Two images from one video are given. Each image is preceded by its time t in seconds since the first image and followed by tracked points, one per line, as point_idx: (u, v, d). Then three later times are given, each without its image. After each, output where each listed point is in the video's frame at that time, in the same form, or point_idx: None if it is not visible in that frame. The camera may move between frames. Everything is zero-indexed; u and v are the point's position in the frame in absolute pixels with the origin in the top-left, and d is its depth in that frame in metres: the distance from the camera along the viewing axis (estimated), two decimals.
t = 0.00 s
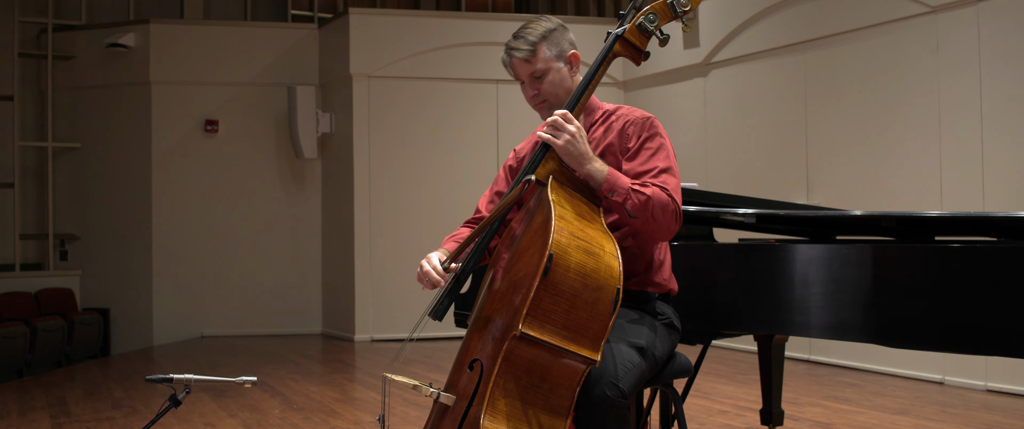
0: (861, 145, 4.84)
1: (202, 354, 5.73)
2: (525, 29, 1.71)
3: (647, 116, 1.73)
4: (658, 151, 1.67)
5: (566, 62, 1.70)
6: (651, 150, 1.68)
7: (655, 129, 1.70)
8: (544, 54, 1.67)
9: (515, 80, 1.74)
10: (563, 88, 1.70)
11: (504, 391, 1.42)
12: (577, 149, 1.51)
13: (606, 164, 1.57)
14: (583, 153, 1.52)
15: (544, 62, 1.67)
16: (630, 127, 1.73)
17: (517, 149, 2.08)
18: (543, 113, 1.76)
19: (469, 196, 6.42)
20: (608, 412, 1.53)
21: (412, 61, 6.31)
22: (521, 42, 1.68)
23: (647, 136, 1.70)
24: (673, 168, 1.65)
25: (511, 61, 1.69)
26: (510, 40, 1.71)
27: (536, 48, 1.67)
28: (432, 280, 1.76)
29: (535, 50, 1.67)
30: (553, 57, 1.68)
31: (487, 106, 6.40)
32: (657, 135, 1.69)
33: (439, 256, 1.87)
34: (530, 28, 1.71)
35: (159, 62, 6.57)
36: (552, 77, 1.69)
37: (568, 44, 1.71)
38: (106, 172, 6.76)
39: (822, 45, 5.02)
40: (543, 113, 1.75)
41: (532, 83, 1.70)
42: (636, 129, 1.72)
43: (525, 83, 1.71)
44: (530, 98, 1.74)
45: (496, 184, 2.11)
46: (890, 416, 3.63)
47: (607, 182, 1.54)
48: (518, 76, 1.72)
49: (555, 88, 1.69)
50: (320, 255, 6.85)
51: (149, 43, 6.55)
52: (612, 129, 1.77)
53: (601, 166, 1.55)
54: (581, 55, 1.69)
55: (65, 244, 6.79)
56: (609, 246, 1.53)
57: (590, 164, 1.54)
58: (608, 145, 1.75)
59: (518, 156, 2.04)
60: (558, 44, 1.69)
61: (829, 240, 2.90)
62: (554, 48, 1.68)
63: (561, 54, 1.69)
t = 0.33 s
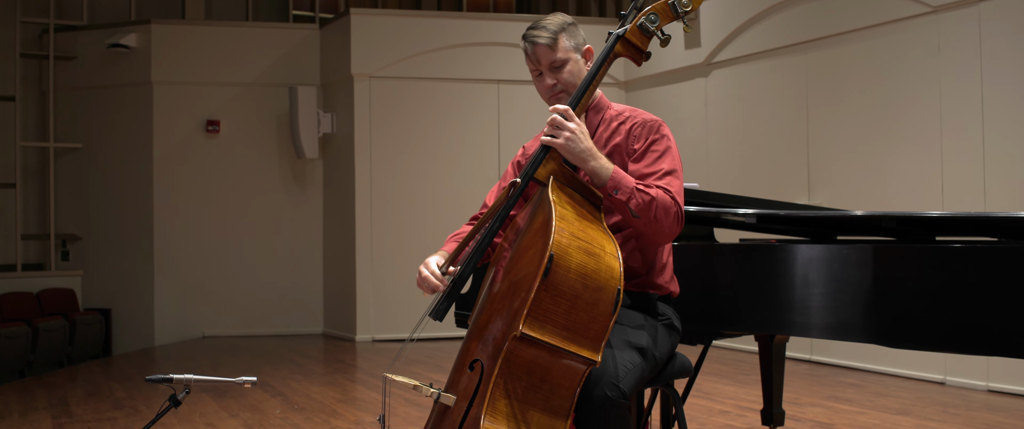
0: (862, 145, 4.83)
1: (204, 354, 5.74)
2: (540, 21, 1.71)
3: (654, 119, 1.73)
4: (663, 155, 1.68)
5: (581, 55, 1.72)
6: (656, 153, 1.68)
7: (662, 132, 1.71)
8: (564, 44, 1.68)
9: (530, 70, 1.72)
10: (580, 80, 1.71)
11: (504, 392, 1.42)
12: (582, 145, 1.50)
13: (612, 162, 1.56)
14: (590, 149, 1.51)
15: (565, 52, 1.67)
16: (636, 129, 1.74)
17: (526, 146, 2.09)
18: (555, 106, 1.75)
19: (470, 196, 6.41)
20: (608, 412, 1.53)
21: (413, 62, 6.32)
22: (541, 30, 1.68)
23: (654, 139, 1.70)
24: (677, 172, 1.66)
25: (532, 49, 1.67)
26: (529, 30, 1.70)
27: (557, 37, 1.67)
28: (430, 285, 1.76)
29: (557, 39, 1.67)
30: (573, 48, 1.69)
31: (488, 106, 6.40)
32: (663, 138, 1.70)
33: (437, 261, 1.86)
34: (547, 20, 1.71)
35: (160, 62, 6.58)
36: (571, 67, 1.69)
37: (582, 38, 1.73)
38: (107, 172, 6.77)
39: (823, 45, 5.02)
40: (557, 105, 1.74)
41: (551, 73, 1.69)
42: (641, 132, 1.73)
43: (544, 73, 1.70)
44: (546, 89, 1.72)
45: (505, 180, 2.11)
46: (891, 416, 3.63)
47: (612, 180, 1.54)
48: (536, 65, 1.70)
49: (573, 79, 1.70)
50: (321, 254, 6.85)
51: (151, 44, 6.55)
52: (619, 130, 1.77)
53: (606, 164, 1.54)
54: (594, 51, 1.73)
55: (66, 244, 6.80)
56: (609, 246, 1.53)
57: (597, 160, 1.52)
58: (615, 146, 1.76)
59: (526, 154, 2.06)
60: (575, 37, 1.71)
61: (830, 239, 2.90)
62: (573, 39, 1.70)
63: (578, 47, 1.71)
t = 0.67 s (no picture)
0: (864, 144, 4.83)
1: (205, 355, 5.75)
2: (547, 21, 1.71)
3: (656, 115, 1.74)
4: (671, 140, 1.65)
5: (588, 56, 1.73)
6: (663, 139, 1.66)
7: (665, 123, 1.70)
8: (573, 43, 1.68)
9: (539, 69, 1.71)
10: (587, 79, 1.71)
11: (504, 392, 1.42)
12: (592, 120, 1.47)
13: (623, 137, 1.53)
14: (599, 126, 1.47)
15: (573, 51, 1.68)
16: (639, 125, 1.74)
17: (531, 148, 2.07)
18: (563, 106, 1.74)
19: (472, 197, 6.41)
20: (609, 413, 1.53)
21: (415, 62, 6.32)
22: (550, 29, 1.68)
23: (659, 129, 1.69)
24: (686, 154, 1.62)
25: (542, 48, 1.67)
26: (537, 30, 1.69)
27: (566, 35, 1.67)
28: (430, 291, 1.78)
29: (566, 37, 1.67)
30: (580, 48, 1.70)
31: (489, 106, 6.40)
32: (669, 127, 1.69)
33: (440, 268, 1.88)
34: (553, 20, 1.71)
35: (161, 63, 6.58)
36: (579, 66, 1.69)
37: (587, 39, 1.74)
38: (109, 173, 6.78)
39: (825, 45, 5.01)
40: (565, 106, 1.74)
41: (560, 72, 1.69)
42: (645, 127, 1.73)
43: (553, 71, 1.69)
44: (554, 89, 1.72)
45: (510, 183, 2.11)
46: (892, 416, 3.62)
47: (624, 153, 1.50)
48: (544, 64, 1.69)
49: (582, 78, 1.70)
50: (322, 255, 6.86)
51: (152, 44, 6.56)
52: (621, 130, 1.77)
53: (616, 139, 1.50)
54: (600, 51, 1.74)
55: (68, 244, 6.82)
56: (610, 246, 1.53)
57: (607, 136, 1.48)
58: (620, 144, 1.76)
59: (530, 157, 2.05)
60: (582, 37, 1.72)
61: (831, 240, 2.90)
62: (581, 39, 1.70)
63: (584, 47, 1.72)
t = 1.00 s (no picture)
0: (865, 145, 4.82)
1: (207, 355, 5.76)
2: (525, 33, 1.71)
3: (648, 111, 1.75)
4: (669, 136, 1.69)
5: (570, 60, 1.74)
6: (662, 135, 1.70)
7: (655, 117, 1.73)
8: (556, 51, 1.68)
9: (526, 83, 1.71)
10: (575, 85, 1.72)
11: (504, 392, 1.41)
12: (605, 110, 1.51)
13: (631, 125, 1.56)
14: (610, 112, 1.51)
15: (557, 59, 1.68)
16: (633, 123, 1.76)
17: (522, 154, 2.07)
18: (555, 115, 1.74)
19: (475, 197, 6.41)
20: (609, 413, 1.53)
21: (416, 62, 6.33)
22: (530, 42, 1.68)
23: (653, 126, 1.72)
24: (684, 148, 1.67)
25: (527, 61, 1.67)
26: (517, 45, 1.69)
27: (547, 45, 1.67)
28: (425, 288, 1.80)
29: (548, 47, 1.67)
30: (563, 54, 1.70)
31: (491, 106, 6.40)
32: (663, 123, 1.72)
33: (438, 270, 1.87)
34: (531, 31, 1.71)
35: (163, 63, 6.59)
36: (565, 73, 1.70)
37: (567, 44, 1.75)
38: (110, 173, 6.78)
39: (826, 45, 5.01)
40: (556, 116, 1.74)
41: (547, 82, 1.69)
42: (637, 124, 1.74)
43: (540, 83, 1.69)
44: (546, 100, 1.72)
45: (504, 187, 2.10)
46: (893, 416, 3.62)
47: (633, 140, 1.52)
48: (530, 77, 1.69)
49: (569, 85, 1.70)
50: (324, 255, 6.86)
51: (154, 45, 6.57)
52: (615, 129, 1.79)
53: (626, 125, 1.53)
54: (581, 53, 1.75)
55: (70, 244, 6.83)
56: (610, 246, 1.53)
57: (617, 121, 1.52)
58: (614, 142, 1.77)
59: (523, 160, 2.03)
60: (562, 44, 1.72)
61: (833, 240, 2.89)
62: (561, 46, 1.71)
63: (566, 52, 1.72)
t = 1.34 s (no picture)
0: (866, 145, 4.82)
1: (208, 355, 5.77)
2: (514, 30, 1.73)
3: (638, 111, 1.75)
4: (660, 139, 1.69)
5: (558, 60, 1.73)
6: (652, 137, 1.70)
7: (643, 117, 1.73)
8: (540, 49, 1.69)
9: (508, 77, 1.72)
10: (558, 84, 1.71)
11: (501, 391, 1.42)
12: (602, 110, 1.52)
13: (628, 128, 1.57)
14: (607, 114, 1.52)
15: (540, 56, 1.68)
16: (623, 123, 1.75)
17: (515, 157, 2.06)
18: (537, 112, 1.73)
19: (475, 197, 6.40)
20: (606, 412, 1.53)
21: (418, 62, 6.33)
22: (516, 38, 1.69)
23: (644, 127, 1.72)
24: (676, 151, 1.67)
25: (509, 56, 1.68)
26: (504, 40, 1.71)
27: (532, 42, 1.68)
28: (428, 294, 1.82)
29: (531, 44, 1.68)
30: (549, 53, 1.70)
31: (492, 106, 6.40)
32: (653, 124, 1.72)
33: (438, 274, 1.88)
34: (520, 29, 1.73)
35: (165, 63, 6.60)
36: (548, 71, 1.69)
37: (558, 45, 1.74)
38: (112, 173, 6.79)
39: (827, 45, 5.01)
40: (539, 112, 1.73)
41: (529, 78, 1.70)
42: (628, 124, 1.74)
43: (521, 79, 1.70)
44: (525, 95, 1.72)
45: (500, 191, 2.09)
46: (894, 416, 3.62)
47: (628, 141, 1.53)
48: (513, 72, 1.71)
49: (551, 83, 1.70)
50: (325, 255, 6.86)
51: (155, 45, 6.58)
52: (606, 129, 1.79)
53: (623, 126, 1.54)
54: (571, 54, 1.74)
55: (72, 245, 6.84)
56: (606, 245, 1.53)
57: (613, 121, 1.52)
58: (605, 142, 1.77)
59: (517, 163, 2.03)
60: (551, 43, 1.72)
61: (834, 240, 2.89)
62: (548, 44, 1.71)
63: (554, 51, 1.72)
